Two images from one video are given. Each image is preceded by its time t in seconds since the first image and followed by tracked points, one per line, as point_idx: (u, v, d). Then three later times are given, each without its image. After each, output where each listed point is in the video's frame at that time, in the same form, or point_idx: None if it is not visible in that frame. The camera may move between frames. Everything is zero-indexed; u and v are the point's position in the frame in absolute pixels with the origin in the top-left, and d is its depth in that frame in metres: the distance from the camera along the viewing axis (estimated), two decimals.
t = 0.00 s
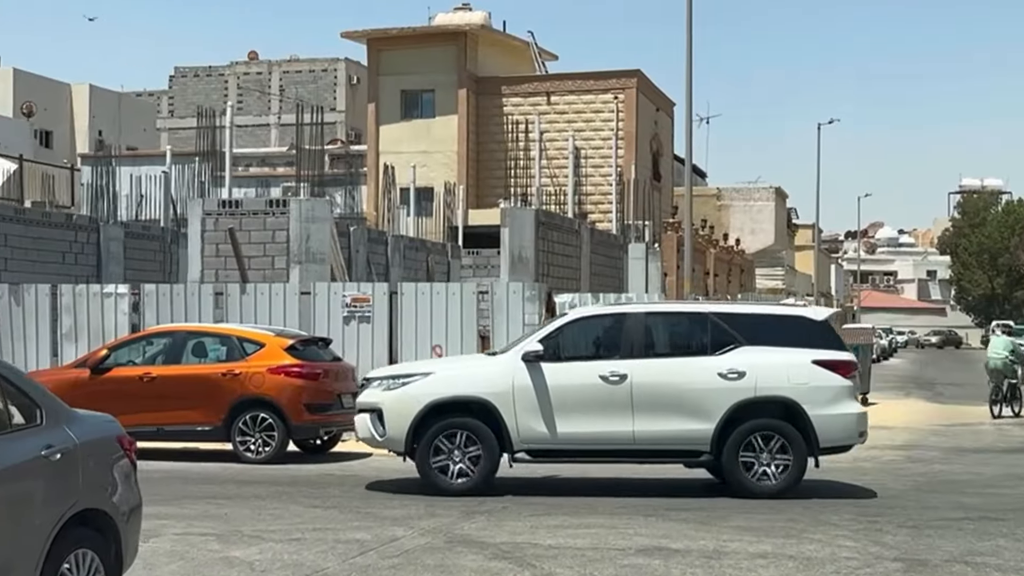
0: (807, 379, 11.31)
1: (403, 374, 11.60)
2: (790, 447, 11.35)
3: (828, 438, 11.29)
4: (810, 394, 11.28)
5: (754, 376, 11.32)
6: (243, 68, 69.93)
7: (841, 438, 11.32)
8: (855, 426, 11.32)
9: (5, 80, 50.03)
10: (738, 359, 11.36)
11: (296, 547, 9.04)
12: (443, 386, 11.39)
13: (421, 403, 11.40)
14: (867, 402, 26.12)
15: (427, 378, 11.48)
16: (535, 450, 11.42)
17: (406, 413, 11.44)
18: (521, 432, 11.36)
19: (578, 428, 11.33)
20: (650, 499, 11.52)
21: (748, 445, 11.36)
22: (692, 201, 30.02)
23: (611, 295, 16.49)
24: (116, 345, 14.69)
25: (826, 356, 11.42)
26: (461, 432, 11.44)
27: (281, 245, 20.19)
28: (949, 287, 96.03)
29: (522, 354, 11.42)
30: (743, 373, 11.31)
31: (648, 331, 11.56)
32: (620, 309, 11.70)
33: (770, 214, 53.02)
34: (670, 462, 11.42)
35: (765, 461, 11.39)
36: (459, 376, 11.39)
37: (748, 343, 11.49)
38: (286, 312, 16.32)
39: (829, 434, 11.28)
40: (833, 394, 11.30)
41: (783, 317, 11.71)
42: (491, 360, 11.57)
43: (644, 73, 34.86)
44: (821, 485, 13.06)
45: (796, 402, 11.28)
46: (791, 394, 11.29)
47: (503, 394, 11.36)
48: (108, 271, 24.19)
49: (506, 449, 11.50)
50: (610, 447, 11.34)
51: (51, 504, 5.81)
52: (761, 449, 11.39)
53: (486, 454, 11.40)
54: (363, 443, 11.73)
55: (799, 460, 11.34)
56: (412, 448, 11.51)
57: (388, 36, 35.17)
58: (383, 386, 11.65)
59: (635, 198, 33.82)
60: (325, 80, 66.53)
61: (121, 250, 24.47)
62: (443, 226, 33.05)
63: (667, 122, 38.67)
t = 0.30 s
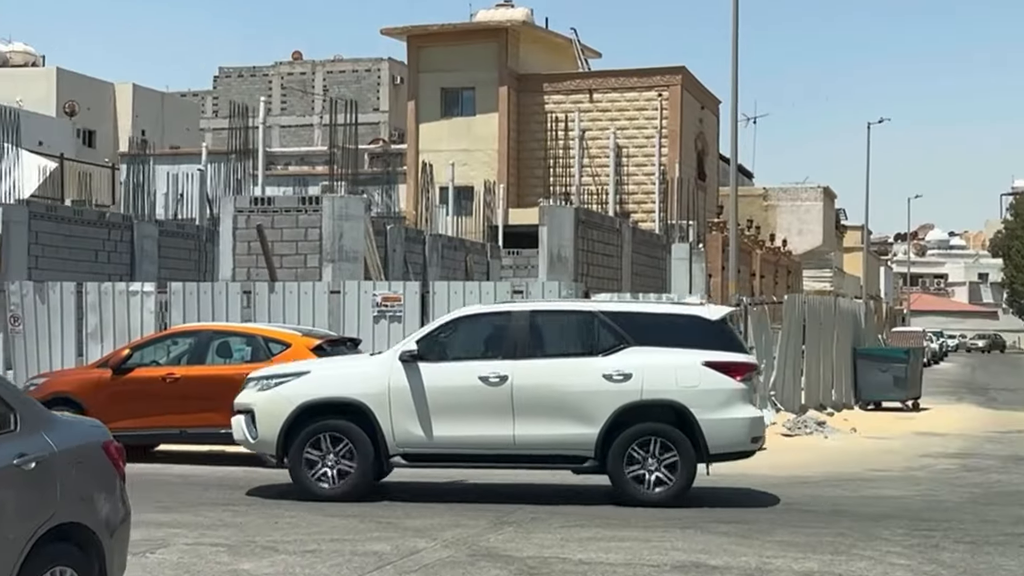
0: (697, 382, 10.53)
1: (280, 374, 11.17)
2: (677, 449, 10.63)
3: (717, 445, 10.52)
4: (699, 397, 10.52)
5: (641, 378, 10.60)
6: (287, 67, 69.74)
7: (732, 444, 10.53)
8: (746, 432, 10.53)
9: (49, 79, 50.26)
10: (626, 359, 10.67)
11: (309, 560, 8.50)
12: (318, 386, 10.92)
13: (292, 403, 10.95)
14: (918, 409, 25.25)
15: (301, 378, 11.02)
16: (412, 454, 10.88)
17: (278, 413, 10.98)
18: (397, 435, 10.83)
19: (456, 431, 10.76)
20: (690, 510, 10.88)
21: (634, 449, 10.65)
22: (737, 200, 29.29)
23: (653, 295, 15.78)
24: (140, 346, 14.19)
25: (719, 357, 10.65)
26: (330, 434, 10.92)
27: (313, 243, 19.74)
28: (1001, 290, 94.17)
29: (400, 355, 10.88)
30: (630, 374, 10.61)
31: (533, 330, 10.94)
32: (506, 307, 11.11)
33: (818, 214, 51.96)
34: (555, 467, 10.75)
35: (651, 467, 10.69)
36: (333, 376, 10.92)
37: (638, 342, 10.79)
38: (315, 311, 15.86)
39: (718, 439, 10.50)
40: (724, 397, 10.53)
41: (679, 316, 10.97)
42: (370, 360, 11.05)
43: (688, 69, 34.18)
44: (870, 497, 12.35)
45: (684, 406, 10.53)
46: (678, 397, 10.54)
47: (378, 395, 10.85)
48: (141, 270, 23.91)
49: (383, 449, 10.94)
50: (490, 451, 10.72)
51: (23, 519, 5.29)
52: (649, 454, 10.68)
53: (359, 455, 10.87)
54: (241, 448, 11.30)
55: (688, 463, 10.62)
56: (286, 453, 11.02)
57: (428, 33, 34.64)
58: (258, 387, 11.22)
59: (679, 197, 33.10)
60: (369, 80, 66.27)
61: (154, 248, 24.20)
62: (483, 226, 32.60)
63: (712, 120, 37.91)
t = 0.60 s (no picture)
0: (562, 385, 10.00)
1: (135, 374, 10.64)
2: (538, 453, 10.10)
3: (581, 449, 10.00)
4: (563, 401, 9.99)
5: (504, 380, 10.06)
6: (329, 68, 69.40)
7: (599, 449, 10.00)
8: (613, 437, 9.99)
9: (90, 79, 50.26)
10: (490, 361, 10.11)
11: None
12: (171, 386, 10.39)
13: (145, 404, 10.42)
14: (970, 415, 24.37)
15: (154, 378, 10.50)
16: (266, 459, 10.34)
17: (130, 414, 10.46)
18: (250, 438, 10.30)
19: (311, 435, 10.24)
20: (727, 525, 10.21)
21: (493, 456, 10.15)
22: (781, 200, 28.49)
23: (691, 295, 15.12)
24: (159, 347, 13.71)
25: (585, 358, 10.08)
26: (188, 439, 10.40)
27: (343, 241, 19.23)
28: None
29: (253, 354, 10.34)
30: (493, 375, 10.06)
31: (395, 329, 10.39)
32: (369, 303, 10.56)
33: (866, 215, 50.84)
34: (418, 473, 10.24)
35: (515, 473, 10.18)
36: (186, 376, 10.39)
37: (503, 342, 10.23)
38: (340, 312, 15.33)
39: (582, 445, 9.98)
40: (590, 400, 9.99)
41: (549, 314, 10.38)
42: (226, 359, 10.52)
43: (732, 66, 33.41)
44: (918, 511, 11.62)
45: (546, 411, 10.01)
46: (543, 400, 10.01)
47: (232, 396, 10.31)
48: (172, 269, 23.52)
49: (235, 452, 10.39)
50: (346, 456, 10.21)
51: None
52: (510, 460, 10.17)
53: (211, 463, 10.36)
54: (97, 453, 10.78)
55: (551, 467, 10.08)
56: (142, 457, 10.51)
57: (467, 30, 34.09)
58: (112, 388, 10.68)
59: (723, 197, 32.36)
60: (410, 80, 65.86)
61: (185, 247, 23.83)
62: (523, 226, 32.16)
63: (757, 117, 37.08)
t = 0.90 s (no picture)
0: (409, 386, 9.89)
1: None
2: (384, 456, 9.97)
3: (428, 452, 9.85)
4: (411, 402, 9.87)
5: (349, 382, 9.99)
6: (370, 68, 69.01)
7: (444, 452, 9.84)
8: (462, 439, 9.81)
9: (129, 78, 50.20)
10: (334, 362, 10.06)
11: None
12: (15, 386, 10.35)
13: None
14: None
15: None
16: (111, 461, 10.32)
17: None
18: (94, 441, 10.29)
19: (154, 437, 10.24)
20: (769, 541, 9.52)
21: (340, 461, 10.04)
22: (828, 199, 27.62)
23: (732, 295, 14.39)
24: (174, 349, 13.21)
25: (433, 358, 9.97)
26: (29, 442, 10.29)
27: (372, 240, 18.68)
28: None
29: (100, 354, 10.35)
30: (338, 377, 9.99)
31: (243, 329, 10.39)
32: (218, 303, 10.56)
33: (915, 215, 49.64)
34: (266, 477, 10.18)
35: (360, 478, 10.03)
36: (32, 376, 10.37)
37: (352, 342, 10.18)
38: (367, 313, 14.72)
39: (429, 447, 9.84)
40: (437, 401, 9.85)
41: (402, 314, 10.27)
42: (73, 359, 10.52)
43: (777, 62, 32.59)
44: (975, 526, 10.86)
45: (392, 413, 9.91)
46: (388, 402, 9.90)
47: (75, 397, 10.31)
48: (202, 268, 23.10)
49: (79, 455, 10.37)
50: (186, 458, 10.19)
51: None
52: (357, 465, 10.05)
53: (53, 463, 10.24)
54: None
55: (397, 470, 9.92)
56: None
57: (505, 26, 33.49)
58: None
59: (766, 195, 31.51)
60: (451, 80, 65.34)
61: (215, 247, 23.39)
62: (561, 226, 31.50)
63: (802, 115, 36.19)
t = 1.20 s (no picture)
0: (232, 389, 9.32)
1: None
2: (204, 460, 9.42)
3: (250, 459, 9.29)
4: (232, 408, 9.31)
5: (169, 385, 9.43)
6: (405, 71, 68.58)
7: (268, 459, 9.28)
8: (284, 446, 9.26)
9: (162, 81, 50.11)
10: (156, 364, 9.50)
11: None
12: None
13: None
14: None
15: None
16: None
17: None
18: None
19: None
20: (804, 563, 8.84)
21: (160, 468, 9.51)
22: (868, 201, 26.83)
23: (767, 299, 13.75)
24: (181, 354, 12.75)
25: (259, 361, 9.38)
26: None
27: (395, 242, 18.11)
28: None
29: None
30: (158, 381, 9.44)
31: (71, 329, 9.87)
32: (48, 303, 10.05)
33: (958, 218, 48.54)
34: (92, 482, 9.65)
35: (182, 484, 9.51)
36: None
37: (177, 343, 9.61)
38: (384, 317, 14.15)
39: (251, 454, 9.28)
40: (260, 406, 9.28)
41: (227, 314, 9.68)
42: None
43: (816, 61, 31.83)
44: None
45: (213, 419, 9.34)
46: (209, 406, 9.34)
47: None
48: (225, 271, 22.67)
49: None
50: (10, 466, 9.73)
51: None
52: (178, 472, 9.52)
53: None
54: None
55: (219, 478, 9.38)
56: None
57: (538, 26, 32.87)
58: None
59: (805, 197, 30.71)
60: (487, 84, 64.78)
61: (239, 249, 22.93)
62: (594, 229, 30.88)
63: (842, 116, 35.35)
